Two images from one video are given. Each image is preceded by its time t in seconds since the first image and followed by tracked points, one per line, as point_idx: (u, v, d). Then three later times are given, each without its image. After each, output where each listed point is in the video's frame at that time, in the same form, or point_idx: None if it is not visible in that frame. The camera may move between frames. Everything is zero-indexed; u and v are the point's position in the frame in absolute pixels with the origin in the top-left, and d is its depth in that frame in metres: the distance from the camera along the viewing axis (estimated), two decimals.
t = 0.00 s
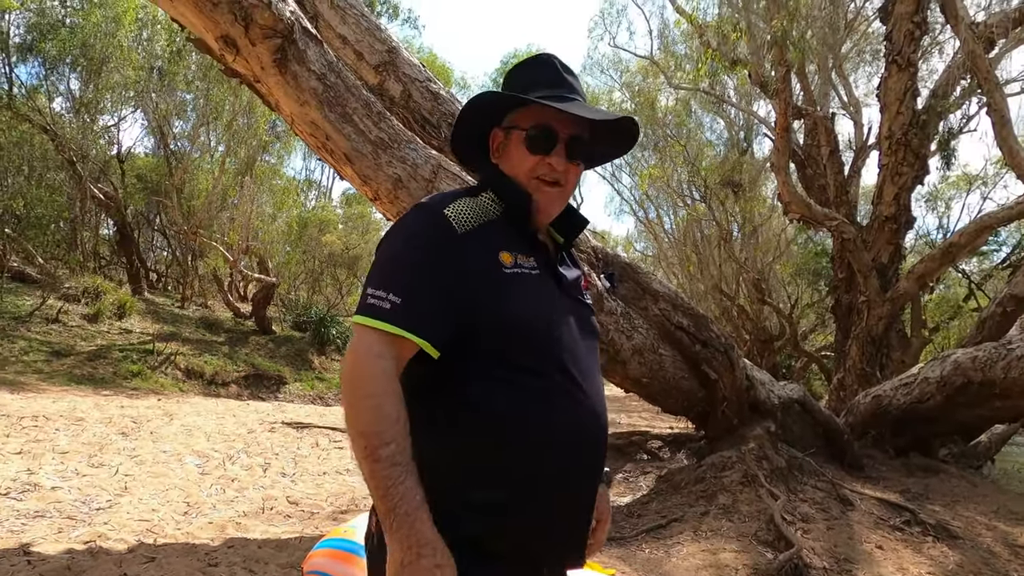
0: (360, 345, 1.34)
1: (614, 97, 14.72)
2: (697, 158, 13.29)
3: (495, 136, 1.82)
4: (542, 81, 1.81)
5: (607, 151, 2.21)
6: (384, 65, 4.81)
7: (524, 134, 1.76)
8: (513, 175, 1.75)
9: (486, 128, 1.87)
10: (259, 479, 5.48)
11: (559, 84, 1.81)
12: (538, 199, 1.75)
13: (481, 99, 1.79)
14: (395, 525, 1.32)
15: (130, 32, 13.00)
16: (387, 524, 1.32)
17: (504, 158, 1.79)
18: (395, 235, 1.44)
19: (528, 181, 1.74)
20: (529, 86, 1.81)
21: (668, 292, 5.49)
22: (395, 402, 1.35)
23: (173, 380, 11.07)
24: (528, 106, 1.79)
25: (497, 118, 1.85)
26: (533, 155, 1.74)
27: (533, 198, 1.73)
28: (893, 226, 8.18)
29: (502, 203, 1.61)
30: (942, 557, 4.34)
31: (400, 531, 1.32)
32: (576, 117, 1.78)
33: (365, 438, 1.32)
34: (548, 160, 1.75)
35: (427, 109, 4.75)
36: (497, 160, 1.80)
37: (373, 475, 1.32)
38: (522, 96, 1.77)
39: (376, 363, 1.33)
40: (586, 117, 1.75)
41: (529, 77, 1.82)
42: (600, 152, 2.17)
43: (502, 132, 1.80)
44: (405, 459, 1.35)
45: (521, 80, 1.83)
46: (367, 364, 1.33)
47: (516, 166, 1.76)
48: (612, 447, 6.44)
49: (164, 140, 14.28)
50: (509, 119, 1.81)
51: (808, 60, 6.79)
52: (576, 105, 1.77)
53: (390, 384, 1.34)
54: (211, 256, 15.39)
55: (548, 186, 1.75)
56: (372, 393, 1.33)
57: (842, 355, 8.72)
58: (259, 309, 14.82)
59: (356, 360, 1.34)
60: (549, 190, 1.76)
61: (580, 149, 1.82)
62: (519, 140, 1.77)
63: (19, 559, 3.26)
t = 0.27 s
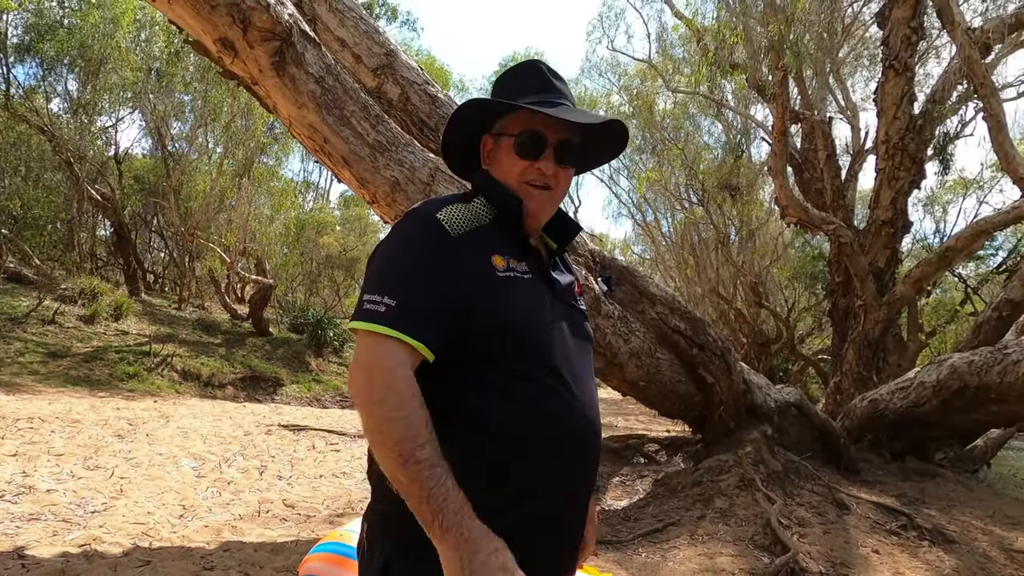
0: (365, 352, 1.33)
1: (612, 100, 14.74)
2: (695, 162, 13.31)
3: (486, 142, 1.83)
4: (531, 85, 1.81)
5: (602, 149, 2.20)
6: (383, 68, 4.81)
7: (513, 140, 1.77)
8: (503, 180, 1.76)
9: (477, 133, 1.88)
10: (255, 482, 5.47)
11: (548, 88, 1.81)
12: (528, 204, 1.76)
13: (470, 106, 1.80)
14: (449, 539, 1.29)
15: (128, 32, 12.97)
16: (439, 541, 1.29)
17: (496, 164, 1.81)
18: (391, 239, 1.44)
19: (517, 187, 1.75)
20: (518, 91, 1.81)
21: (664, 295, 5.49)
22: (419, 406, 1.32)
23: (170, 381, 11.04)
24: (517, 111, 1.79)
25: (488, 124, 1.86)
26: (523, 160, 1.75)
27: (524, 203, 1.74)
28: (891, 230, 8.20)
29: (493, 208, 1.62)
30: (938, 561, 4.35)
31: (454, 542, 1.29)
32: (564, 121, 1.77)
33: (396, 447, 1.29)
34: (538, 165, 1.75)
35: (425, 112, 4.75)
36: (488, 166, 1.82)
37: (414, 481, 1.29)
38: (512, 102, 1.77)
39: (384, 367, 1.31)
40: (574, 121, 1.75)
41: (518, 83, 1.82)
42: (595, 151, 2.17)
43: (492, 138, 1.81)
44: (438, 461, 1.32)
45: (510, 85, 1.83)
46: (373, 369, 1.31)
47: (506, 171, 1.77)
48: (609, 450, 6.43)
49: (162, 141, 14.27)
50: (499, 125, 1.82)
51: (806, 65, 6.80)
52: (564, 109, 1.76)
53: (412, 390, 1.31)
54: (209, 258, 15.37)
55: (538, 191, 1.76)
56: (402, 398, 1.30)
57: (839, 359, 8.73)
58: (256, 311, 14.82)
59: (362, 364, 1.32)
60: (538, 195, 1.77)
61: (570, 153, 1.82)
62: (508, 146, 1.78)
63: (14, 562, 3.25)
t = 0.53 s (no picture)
0: (368, 354, 1.33)
1: (608, 103, 14.78)
2: (691, 165, 13.35)
3: (489, 151, 1.87)
4: (532, 95, 1.85)
5: (603, 159, 2.24)
6: (381, 70, 4.81)
7: (515, 148, 1.81)
8: (506, 187, 1.79)
9: (480, 143, 1.92)
10: (251, 484, 5.46)
11: (549, 98, 1.86)
12: (531, 211, 1.79)
13: (473, 116, 1.84)
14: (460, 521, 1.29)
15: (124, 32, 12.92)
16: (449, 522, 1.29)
17: (498, 172, 1.84)
18: (394, 246, 1.46)
19: (520, 193, 1.78)
20: (520, 100, 1.86)
21: (660, 298, 5.50)
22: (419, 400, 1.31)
23: (165, 382, 11.02)
24: (520, 120, 1.83)
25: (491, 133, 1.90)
26: (526, 167, 1.79)
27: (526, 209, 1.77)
28: (885, 234, 8.20)
29: (496, 214, 1.64)
30: (932, 564, 4.37)
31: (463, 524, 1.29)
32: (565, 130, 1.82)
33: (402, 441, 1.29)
34: (540, 172, 1.80)
35: (423, 115, 4.75)
36: (491, 173, 1.85)
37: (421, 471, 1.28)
38: (514, 111, 1.81)
39: (388, 369, 1.31)
40: (575, 129, 1.79)
41: (520, 92, 1.86)
42: (594, 160, 2.21)
43: (495, 147, 1.85)
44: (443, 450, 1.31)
45: (512, 95, 1.88)
46: (375, 370, 1.31)
47: (508, 179, 1.81)
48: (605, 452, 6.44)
49: (157, 140, 14.23)
50: (501, 133, 1.86)
51: (802, 69, 6.83)
52: (564, 118, 1.80)
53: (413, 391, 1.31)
54: (204, 258, 15.34)
55: (540, 198, 1.79)
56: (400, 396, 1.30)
57: (834, 362, 8.76)
58: (251, 312, 14.81)
59: (362, 365, 1.33)
60: (540, 201, 1.80)
61: (571, 160, 1.86)
62: (511, 154, 1.82)
63: (10, 564, 3.24)
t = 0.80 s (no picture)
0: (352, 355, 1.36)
1: (606, 105, 14.80)
2: (688, 167, 13.38)
3: (497, 159, 1.88)
4: (542, 109, 1.89)
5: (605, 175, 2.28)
6: (378, 71, 4.82)
7: (523, 157, 1.82)
8: (513, 196, 1.80)
9: (488, 151, 1.93)
10: (246, 485, 5.45)
11: (558, 113, 1.89)
12: (537, 221, 1.80)
13: (484, 124, 1.86)
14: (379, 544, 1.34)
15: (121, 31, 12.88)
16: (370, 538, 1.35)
17: (505, 181, 1.85)
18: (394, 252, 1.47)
19: (527, 203, 1.80)
20: (530, 113, 1.89)
21: (657, 301, 5.50)
22: (384, 416, 1.37)
23: (160, 383, 10.99)
24: (527, 131, 1.85)
25: (499, 142, 1.91)
26: (533, 177, 1.81)
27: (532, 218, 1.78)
28: (881, 237, 8.24)
29: (502, 223, 1.65)
30: (926, 566, 4.39)
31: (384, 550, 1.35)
32: (574, 143, 1.84)
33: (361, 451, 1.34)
34: (546, 182, 1.81)
35: (420, 116, 4.76)
36: (499, 182, 1.86)
37: (365, 487, 1.34)
38: (522, 122, 1.83)
39: (370, 373, 1.35)
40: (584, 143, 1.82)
41: (531, 106, 1.89)
42: (599, 173, 2.22)
43: (503, 156, 1.86)
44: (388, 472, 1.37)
45: (524, 108, 1.91)
46: (358, 371, 1.36)
47: (516, 188, 1.82)
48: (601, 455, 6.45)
49: (154, 140, 14.20)
50: (511, 143, 1.87)
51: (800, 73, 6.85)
52: (574, 131, 1.83)
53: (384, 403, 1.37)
54: (200, 259, 15.34)
55: (547, 209, 1.81)
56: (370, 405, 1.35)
57: (829, 365, 8.78)
58: (247, 312, 14.80)
59: (346, 366, 1.36)
60: (546, 212, 1.82)
61: (579, 174, 1.88)
62: (519, 163, 1.83)
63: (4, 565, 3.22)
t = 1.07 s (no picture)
0: (331, 339, 1.41)
1: (607, 109, 14.83)
2: (688, 171, 13.40)
3: (496, 170, 1.89)
4: (542, 123, 1.89)
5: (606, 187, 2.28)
6: (378, 75, 4.83)
7: (521, 170, 1.83)
8: (510, 206, 1.82)
9: (488, 161, 1.94)
10: (243, 487, 5.45)
11: (557, 127, 1.89)
12: (533, 232, 1.81)
13: (484, 136, 1.88)
14: (351, 514, 1.40)
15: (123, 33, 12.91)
16: (342, 512, 1.40)
17: (503, 191, 1.87)
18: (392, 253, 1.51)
19: (524, 214, 1.81)
20: (530, 126, 1.89)
21: (655, 305, 5.49)
22: (357, 402, 1.41)
23: (159, 384, 10.99)
24: (525, 143, 1.86)
25: (499, 152, 1.92)
26: (530, 189, 1.82)
27: (529, 228, 1.80)
28: (881, 242, 8.26)
29: (498, 233, 1.69)
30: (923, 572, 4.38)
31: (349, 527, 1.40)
32: (572, 158, 1.85)
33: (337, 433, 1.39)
34: (543, 195, 1.82)
35: (419, 119, 4.76)
36: (496, 192, 1.88)
37: (336, 466, 1.39)
38: (521, 135, 1.84)
39: (346, 360, 1.39)
40: (582, 158, 1.82)
41: (531, 119, 1.90)
42: (599, 185, 2.22)
43: (502, 166, 1.87)
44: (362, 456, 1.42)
45: (524, 120, 1.91)
46: (335, 355, 1.40)
47: (512, 199, 1.83)
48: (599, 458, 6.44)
49: (156, 141, 14.23)
50: (509, 154, 1.89)
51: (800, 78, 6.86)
52: (572, 146, 1.84)
53: (357, 387, 1.41)
54: (200, 260, 15.36)
55: (543, 220, 1.82)
56: (341, 389, 1.39)
57: (829, 370, 8.77)
58: (247, 314, 14.80)
59: (320, 352, 1.41)
60: (542, 224, 1.82)
61: (576, 188, 1.89)
62: (517, 175, 1.84)
63: None
